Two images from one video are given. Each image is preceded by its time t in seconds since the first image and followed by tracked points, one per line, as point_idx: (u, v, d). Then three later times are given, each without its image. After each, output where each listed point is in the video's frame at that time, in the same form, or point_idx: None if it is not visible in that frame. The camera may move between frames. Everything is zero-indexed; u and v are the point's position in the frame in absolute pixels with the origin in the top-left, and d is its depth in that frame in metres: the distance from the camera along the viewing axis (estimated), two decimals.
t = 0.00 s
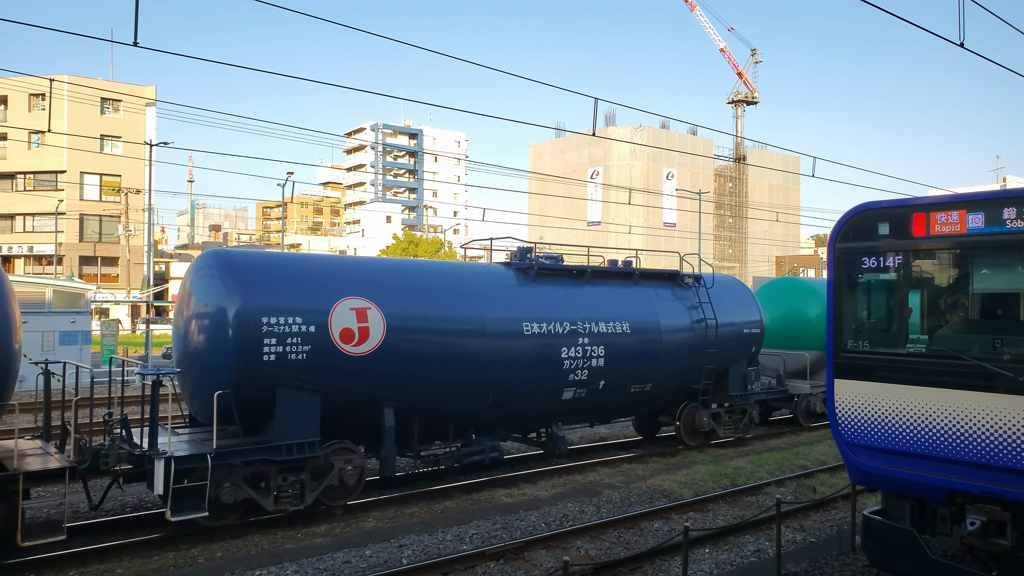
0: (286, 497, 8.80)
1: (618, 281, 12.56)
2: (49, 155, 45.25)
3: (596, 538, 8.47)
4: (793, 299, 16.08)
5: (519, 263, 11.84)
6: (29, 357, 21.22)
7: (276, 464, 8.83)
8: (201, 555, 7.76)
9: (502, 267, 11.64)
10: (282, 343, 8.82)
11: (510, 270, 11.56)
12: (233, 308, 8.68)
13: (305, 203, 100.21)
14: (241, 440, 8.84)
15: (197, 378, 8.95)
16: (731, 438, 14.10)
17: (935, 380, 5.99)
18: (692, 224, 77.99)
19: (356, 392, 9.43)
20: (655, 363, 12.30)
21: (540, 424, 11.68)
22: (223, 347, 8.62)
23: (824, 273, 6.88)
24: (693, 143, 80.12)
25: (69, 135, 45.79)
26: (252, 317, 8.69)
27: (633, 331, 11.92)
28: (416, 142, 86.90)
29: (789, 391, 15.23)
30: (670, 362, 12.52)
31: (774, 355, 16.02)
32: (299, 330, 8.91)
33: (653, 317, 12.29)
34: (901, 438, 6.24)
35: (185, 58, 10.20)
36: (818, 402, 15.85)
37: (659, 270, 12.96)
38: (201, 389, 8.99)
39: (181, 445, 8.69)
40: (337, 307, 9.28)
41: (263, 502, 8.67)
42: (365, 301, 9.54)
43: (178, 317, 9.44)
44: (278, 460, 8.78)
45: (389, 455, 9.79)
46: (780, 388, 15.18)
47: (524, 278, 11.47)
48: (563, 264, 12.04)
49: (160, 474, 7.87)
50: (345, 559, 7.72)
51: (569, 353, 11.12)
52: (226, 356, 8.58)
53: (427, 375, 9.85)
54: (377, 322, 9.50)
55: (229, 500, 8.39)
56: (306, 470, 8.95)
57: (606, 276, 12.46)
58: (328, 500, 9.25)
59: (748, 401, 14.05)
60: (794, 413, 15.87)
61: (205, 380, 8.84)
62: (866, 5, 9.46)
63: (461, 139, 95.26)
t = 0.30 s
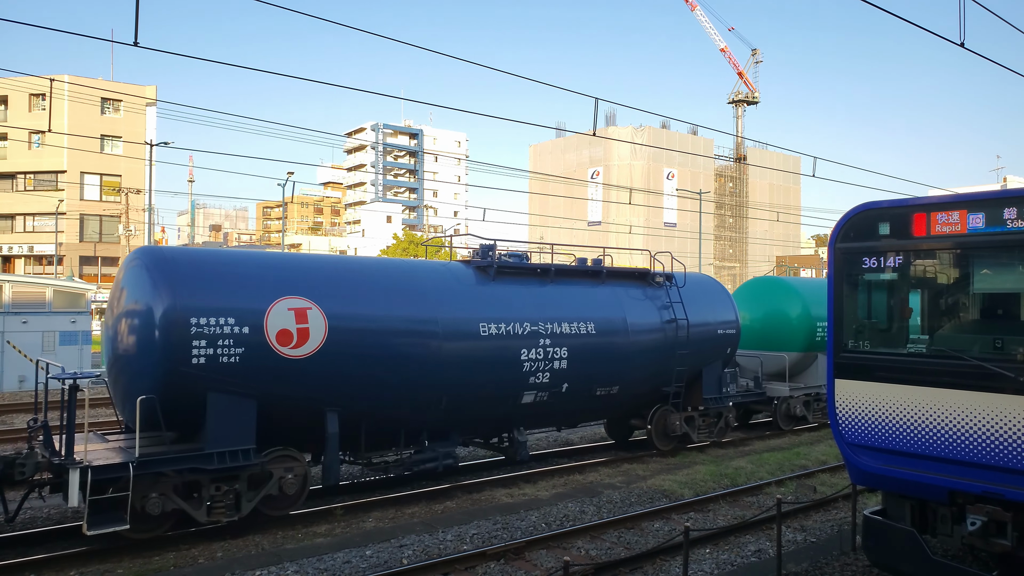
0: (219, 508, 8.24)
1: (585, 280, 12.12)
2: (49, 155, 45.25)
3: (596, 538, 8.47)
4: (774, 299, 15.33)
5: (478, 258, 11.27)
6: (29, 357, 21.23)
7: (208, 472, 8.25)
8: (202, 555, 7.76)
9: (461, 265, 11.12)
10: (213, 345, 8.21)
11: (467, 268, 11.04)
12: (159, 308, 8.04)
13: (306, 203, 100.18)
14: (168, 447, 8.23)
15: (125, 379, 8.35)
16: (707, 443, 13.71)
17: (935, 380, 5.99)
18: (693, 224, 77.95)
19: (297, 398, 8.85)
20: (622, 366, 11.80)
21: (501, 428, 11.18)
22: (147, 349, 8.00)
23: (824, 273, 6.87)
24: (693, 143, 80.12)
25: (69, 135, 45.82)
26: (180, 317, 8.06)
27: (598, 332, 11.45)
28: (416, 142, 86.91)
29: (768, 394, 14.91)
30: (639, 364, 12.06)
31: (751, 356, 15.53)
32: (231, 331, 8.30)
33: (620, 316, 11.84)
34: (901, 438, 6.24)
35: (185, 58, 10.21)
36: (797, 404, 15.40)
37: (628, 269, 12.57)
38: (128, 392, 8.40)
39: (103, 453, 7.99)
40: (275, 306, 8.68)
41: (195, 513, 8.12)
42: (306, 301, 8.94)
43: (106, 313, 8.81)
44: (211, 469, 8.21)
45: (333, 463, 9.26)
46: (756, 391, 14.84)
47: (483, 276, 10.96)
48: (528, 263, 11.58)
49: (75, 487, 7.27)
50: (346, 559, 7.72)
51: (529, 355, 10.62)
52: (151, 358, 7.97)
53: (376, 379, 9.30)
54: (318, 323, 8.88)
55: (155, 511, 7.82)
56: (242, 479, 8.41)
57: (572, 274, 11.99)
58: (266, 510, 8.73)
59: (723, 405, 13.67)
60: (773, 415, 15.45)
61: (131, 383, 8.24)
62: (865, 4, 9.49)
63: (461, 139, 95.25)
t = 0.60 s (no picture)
0: (153, 519, 7.81)
1: (554, 279, 11.75)
2: (49, 155, 45.30)
3: (596, 538, 8.47)
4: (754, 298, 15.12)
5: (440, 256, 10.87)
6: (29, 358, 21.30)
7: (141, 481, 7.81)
8: (202, 555, 7.76)
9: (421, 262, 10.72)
10: (144, 347, 7.73)
11: (427, 267, 10.64)
12: (87, 308, 7.54)
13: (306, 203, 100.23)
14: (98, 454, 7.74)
15: (50, 383, 7.82)
16: (682, 447, 13.41)
17: (935, 380, 5.99)
18: (693, 224, 77.94)
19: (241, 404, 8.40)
20: (592, 367, 11.44)
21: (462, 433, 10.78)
22: (73, 352, 7.50)
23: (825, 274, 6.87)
24: (694, 143, 80.14)
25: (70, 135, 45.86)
26: (110, 318, 7.58)
27: (565, 332, 11.09)
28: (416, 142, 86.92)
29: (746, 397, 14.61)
30: (610, 366, 11.68)
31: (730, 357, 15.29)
32: (165, 333, 7.83)
33: (588, 316, 11.49)
34: (902, 439, 6.23)
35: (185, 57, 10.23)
36: (778, 407, 15.04)
37: (599, 267, 12.20)
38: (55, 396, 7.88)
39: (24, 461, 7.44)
40: (210, 305, 8.23)
41: (125, 523, 7.67)
42: (247, 301, 8.49)
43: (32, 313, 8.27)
44: (144, 477, 7.76)
45: (278, 472, 8.80)
46: (736, 394, 14.52)
47: (443, 275, 10.55)
48: (493, 260, 11.21)
49: None
50: (346, 559, 7.72)
51: (490, 357, 10.23)
52: (79, 362, 7.47)
53: (327, 382, 8.89)
54: (259, 325, 8.45)
55: (80, 522, 7.36)
56: (180, 487, 7.99)
57: (539, 273, 11.63)
58: (206, 519, 8.30)
59: (699, 407, 13.37)
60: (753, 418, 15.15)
61: (58, 388, 7.72)
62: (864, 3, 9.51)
63: (462, 139, 95.25)
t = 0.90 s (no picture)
0: (80, 531, 7.42)
1: (520, 278, 11.43)
2: (49, 155, 45.33)
3: (596, 538, 8.47)
4: (734, 297, 14.90)
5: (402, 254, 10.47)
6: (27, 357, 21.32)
7: (66, 491, 7.41)
8: (202, 555, 7.76)
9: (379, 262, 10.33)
10: (68, 349, 7.31)
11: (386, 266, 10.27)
12: (6, 307, 7.09)
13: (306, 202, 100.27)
14: (18, 463, 7.31)
15: None
16: (655, 451, 13.16)
17: (935, 380, 5.99)
18: (694, 224, 77.95)
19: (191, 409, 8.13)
20: (559, 369, 11.09)
21: (422, 437, 10.38)
22: None
23: (825, 273, 6.88)
24: (694, 143, 80.17)
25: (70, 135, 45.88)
26: (31, 318, 7.15)
27: (530, 333, 10.75)
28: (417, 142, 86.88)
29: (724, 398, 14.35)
30: (578, 368, 11.33)
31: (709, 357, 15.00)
32: (92, 335, 7.44)
33: (555, 316, 11.16)
34: (902, 439, 6.23)
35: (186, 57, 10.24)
36: (758, 410, 14.83)
37: (569, 266, 11.90)
38: None
39: None
40: (142, 305, 7.83)
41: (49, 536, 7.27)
42: (184, 301, 8.09)
43: None
44: (71, 487, 7.36)
45: (217, 480, 8.40)
46: (713, 395, 14.17)
47: (402, 274, 10.18)
48: (456, 258, 10.87)
49: None
50: (346, 559, 7.72)
51: (449, 359, 9.88)
52: None
53: (280, 387, 8.56)
54: (196, 325, 8.07)
55: None
56: (111, 497, 7.62)
57: (505, 272, 11.30)
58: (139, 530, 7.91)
59: (673, 410, 13.04)
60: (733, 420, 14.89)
61: None
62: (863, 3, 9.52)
63: (462, 139, 95.27)
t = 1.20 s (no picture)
0: None
1: (484, 276, 11.12)
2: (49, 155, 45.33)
3: (597, 538, 8.47)
4: (716, 296, 14.78)
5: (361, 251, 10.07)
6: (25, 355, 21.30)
7: None
8: (203, 555, 7.77)
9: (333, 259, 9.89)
10: None
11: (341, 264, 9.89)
12: None
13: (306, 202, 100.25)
14: None
15: None
16: (629, 455, 12.74)
17: (935, 380, 5.99)
18: (694, 224, 77.98)
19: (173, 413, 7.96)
20: (522, 371, 10.75)
21: (380, 441, 10.02)
22: None
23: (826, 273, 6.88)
24: (694, 143, 80.22)
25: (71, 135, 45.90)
26: None
27: (493, 334, 10.43)
28: (417, 142, 86.90)
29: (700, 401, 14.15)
30: (541, 370, 10.99)
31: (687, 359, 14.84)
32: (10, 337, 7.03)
33: (519, 316, 10.85)
34: (902, 439, 6.23)
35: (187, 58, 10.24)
36: (738, 412, 14.56)
37: (536, 266, 11.67)
38: None
39: None
40: (69, 304, 7.41)
41: None
42: (115, 301, 7.67)
43: None
44: None
45: (151, 486, 7.96)
46: (689, 399, 14.03)
47: (356, 272, 9.81)
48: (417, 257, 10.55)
49: None
50: (347, 559, 7.72)
51: (404, 361, 9.51)
52: None
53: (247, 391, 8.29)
54: (128, 325, 7.65)
55: None
56: (35, 507, 7.22)
57: (467, 270, 10.96)
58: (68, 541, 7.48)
59: (647, 413, 12.76)
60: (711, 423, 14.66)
61: None
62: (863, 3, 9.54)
63: (462, 139, 95.27)
